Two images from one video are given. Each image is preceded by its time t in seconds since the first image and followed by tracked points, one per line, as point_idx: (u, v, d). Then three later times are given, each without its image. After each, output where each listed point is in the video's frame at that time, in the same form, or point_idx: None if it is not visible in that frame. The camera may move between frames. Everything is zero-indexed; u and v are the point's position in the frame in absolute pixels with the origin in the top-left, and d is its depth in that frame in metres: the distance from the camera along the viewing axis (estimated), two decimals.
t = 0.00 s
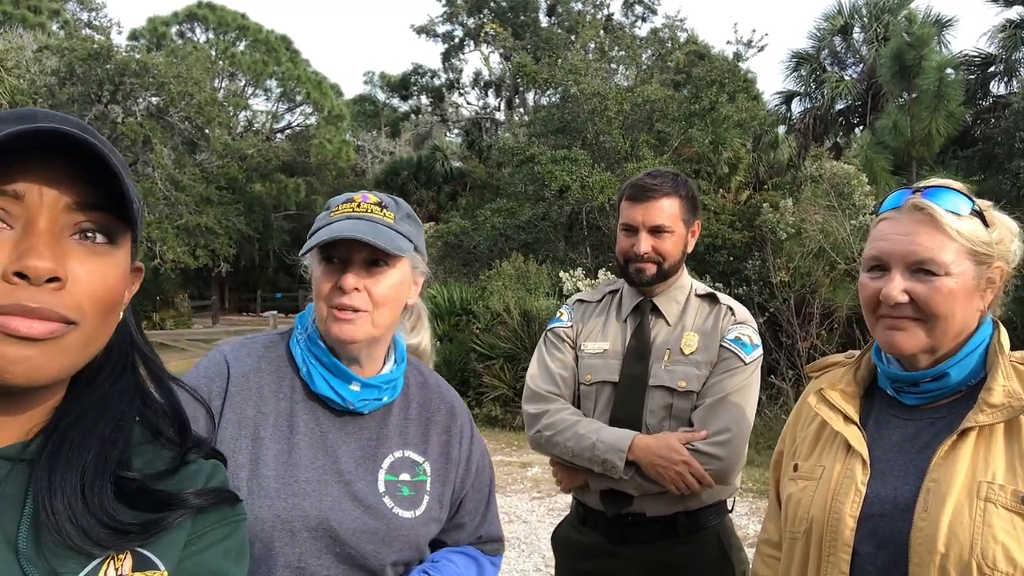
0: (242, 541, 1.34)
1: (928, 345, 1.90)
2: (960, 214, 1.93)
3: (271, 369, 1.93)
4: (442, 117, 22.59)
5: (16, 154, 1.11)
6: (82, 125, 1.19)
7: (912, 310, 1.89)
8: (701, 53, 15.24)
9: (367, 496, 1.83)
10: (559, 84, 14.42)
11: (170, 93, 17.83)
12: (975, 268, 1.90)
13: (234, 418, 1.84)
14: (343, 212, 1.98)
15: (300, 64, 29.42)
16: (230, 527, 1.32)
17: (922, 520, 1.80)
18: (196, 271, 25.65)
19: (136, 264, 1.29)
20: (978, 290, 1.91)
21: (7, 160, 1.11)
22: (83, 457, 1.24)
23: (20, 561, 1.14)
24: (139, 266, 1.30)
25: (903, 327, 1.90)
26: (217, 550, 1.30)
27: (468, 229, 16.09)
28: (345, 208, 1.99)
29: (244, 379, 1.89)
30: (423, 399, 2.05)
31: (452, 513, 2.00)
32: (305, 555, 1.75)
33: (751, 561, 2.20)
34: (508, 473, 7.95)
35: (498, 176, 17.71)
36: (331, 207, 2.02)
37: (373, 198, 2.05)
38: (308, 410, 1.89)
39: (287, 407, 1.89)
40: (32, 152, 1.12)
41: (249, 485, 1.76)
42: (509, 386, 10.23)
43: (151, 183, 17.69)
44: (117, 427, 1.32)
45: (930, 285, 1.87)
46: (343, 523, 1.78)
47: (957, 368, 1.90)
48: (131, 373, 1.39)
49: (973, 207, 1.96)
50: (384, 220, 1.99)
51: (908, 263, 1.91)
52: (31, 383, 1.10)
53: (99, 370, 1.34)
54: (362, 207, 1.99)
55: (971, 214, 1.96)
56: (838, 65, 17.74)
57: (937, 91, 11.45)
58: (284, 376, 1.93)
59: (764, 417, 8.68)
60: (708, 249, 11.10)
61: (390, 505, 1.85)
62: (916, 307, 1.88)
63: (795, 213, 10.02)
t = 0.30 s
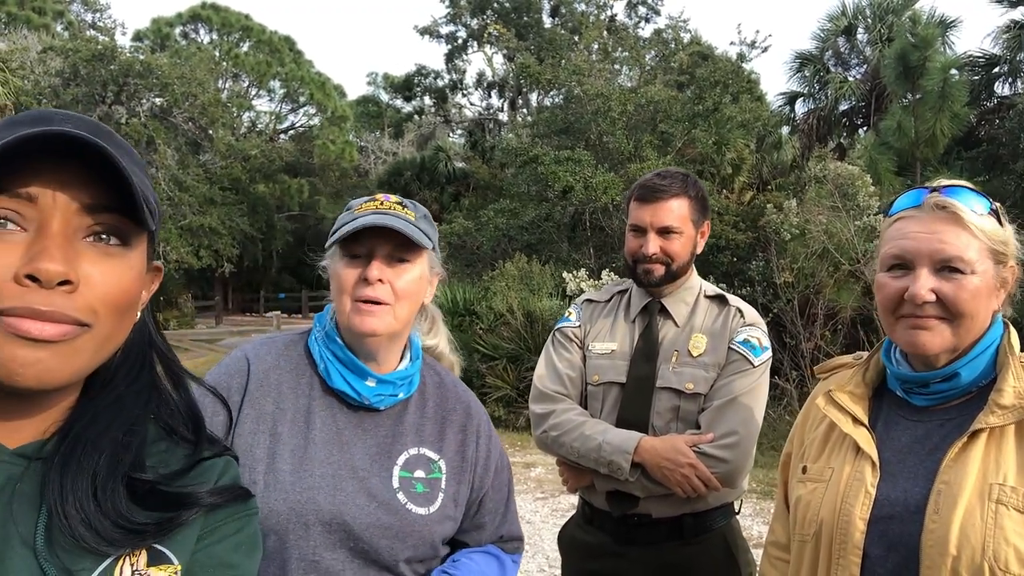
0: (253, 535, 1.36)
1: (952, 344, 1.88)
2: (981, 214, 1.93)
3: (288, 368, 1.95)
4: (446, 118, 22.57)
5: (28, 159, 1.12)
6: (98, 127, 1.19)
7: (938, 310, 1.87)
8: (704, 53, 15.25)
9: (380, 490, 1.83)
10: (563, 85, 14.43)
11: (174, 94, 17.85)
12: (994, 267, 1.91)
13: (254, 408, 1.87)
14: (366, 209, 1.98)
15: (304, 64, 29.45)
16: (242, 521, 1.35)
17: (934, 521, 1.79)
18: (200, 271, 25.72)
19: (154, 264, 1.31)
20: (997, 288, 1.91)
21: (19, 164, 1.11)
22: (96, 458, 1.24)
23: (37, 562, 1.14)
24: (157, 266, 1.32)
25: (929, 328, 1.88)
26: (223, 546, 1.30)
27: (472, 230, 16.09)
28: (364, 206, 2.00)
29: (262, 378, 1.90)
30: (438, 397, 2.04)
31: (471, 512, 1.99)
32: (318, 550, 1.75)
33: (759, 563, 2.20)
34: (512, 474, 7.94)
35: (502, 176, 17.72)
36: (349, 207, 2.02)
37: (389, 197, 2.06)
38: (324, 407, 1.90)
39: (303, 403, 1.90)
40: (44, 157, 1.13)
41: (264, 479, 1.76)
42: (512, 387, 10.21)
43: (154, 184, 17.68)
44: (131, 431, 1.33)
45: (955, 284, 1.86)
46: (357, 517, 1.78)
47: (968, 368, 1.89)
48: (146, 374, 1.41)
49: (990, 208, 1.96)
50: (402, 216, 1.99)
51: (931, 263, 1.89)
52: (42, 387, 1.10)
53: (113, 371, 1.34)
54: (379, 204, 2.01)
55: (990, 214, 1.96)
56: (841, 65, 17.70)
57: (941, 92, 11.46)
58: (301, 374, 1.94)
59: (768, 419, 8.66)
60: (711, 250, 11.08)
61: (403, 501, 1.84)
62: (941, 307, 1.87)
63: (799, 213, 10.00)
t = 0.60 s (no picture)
0: (277, 534, 1.37)
1: (962, 350, 1.89)
2: (991, 219, 1.92)
3: (298, 370, 1.94)
4: (449, 118, 22.55)
5: (40, 165, 1.12)
6: (114, 131, 1.20)
7: (950, 316, 1.87)
8: (708, 53, 15.23)
9: (399, 476, 1.84)
10: (566, 85, 14.44)
11: (177, 94, 17.88)
12: (1005, 272, 1.91)
13: (266, 407, 1.86)
14: (371, 214, 1.98)
15: (307, 64, 29.48)
16: (263, 520, 1.36)
17: (943, 528, 1.79)
18: (204, 271, 25.79)
19: (174, 268, 1.32)
20: (1007, 293, 1.91)
21: (33, 170, 1.11)
22: (119, 463, 1.26)
23: (64, 566, 1.15)
24: (177, 270, 1.33)
25: (940, 332, 1.88)
26: (249, 543, 1.32)
27: (475, 230, 16.09)
28: (372, 211, 2.00)
29: (270, 381, 1.91)
30: (445, 389, 2.06)
31: (485, 497, 2.02)
32: (347, 538, 1.76)
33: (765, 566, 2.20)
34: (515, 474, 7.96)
35: (505, 176, 17.72)
36: (357, 211, 2.03)
37: (395, 202, 2.07)
38: (337, 403, 1.91)
39: (316, 401, 1.91)
40: (57, 160, 1.13)
41: (286, 475, 1.77)
42: (516, 387, 10.20)
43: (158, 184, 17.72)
44: (154, 434, 1.34)
45: (966, 289, 1.86)
46: (382, 503, 1.80)
47: (976, 374, 1.89)
48: (169, 380, 1.42)
49: (1001, 214, 1.96)
50: (409, 220, 2.00)
51: (943, 268, 1.89)
52: (62, 393, 1.10)
53: (137, 378, 1.36)
54: (386, 209, 2.01)
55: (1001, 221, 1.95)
56: (845, 65, 17.67)
57: (945, 92, 11.43)
58: (311, 376, 1.94)
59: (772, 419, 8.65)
60: (715, 250, 11.07)
61: (423, 484, 1.86)
62: (954, 312, 1.86)
63: (804, 214, 9.98)
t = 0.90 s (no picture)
0: (284, 557, 1.39)
1: (971, 354, 1.90)
2: (997, 224, 1.93)
3: (315, 372, 1.95)
4: (453, 119, 22.56)
5: (47, 176, 1.15)
6: (127, 147, 1.23)
7: (959, 321, 1.88)
8: (712, 54, 15.24)
9: (424, 470, 1.87)
10: (570, 86, 14.45)
11: (182, 95, 17.95)
12: (1011, 277, 1.92)
13: (294, 405, 1.86)
14: (387, 219, 2.03)
15: (311, 65, 29.56)
16: (275, 540, 1.38)
17: (948, 532, 1.80)
18: (209, 271, 25.88)
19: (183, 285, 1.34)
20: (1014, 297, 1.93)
21: (43, 182, 1.14)
22: (124, 483, 1.28)
23: None
24: (187, 287, 1.35)
25: (949, 337, 1.89)
26: (258, 566, 1.34)
27: (479, 231, 16.10)
28: (386, 215, 2.04)
29: (293, 381, 1.90)
30: (453, 388, 2.10)
31: (496, 490, 2.07)
32: (384, 534, 1.78)
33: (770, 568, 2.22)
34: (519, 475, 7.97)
35: (509, 177, 17.72)
36: (369, 216, 2.06)
37: (406, 207, 2.10)
38: (360, 402, 1.93)
39: (338, 401, 1.91)
40: (64, 172, 1.16)
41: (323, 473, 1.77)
42: (520, 388, 10.21)
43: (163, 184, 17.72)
44: (162, 454, 1.37)
45: (976, 295, 1.87)
46: (415, 495, 1.83)
47: (982, 379, 1.90)
48: (176, 400, 1.45)
49: (1007, 218, 1.97)
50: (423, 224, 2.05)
51: (952, 274, 1.90)
52: (65, 407, 1.12)
53: (143, 399, 1.39)
54: (400, 214, 2.05)
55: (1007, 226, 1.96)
56: (849, 66, 17.66)
57: (950, 93, 11.40)
58: (329, 378, 1.95)
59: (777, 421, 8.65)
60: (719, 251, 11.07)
61: (449, 476, 1.90)
62: (962, 318, 1.88)
63: (808, 215, 9.99)
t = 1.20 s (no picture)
0: (279, 561, 1.40)
1: (963, 348, 1.91)
2: (989, 219, 1.94)
3: (306, 368, 1.95)
4: (454, 119, 22.56)
5: (40, 173, 1.16)
6: (122, 146, 1.24)
7: (952, 316, 1.89)
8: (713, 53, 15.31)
9: (418, 464, 1.90)
10: (570, 86, 14.46)
11: (183, 96, 17.97)
12: (1003, 272, 1.93)
13: (284, 400, 1.86)
14: (385, 223, 1.99)
15: (312, 66, 29.60)
16: (272, 543, 1.40)
17: (941, 525, 1.82)
18: (210, 272, 25.95)
19: (179, 283, 1.35)
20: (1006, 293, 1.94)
21: (35, 179, 1.16)
22: (119, 484, 1.28)
23: None
24: (184, 285, 1.36)
25: (942, 332, 1.90)
26: (256, 569, 1.35)
27: (480, 231, 16.12)
28: (383, 219, 2.02)
29: (284, 378, 1.90)
30: (445, 383, 2.12)
31: (491, 485, 2.09)
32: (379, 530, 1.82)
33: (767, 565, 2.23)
34: (520, 475, 7.99)
35: (510, 177, 17.75)
36: (366, 215, 2.04)
37: (405, 209, 2.08)
38: (351, 399, 1.94)
39: (331, 398, 1.92)
40: (56, 169, 1.17)
41: (319, 468, 1.81)
42: (521, 388, 10.22)
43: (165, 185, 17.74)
44: (157, 455, 1.37)
45: (969, 290, 1.88)
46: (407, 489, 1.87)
47: (975, 374, 1.91)
48: (171, 400, 1.45)
49: (998, 214, 1.98)
50: (421, 230, 2.04)
51: (946, 269, 1.91)
52: (58, 406, 1.14)
53: (140, 399, 1.40)
54: (398, 218, 2.03)
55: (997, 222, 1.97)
56: (851, 65, 17.65)
57: (951, 92, 11.36)
58: (321, 375, 1.95)
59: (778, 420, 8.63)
60: (720, 250, 11.07)
61: (442, 470, 1.93)
62: (955, 314, 1.89)
63: (809, 214, 10.00)
